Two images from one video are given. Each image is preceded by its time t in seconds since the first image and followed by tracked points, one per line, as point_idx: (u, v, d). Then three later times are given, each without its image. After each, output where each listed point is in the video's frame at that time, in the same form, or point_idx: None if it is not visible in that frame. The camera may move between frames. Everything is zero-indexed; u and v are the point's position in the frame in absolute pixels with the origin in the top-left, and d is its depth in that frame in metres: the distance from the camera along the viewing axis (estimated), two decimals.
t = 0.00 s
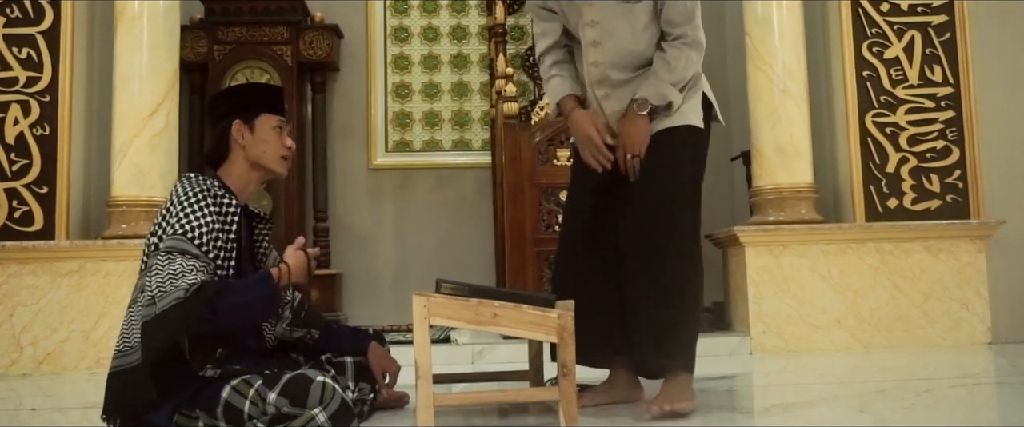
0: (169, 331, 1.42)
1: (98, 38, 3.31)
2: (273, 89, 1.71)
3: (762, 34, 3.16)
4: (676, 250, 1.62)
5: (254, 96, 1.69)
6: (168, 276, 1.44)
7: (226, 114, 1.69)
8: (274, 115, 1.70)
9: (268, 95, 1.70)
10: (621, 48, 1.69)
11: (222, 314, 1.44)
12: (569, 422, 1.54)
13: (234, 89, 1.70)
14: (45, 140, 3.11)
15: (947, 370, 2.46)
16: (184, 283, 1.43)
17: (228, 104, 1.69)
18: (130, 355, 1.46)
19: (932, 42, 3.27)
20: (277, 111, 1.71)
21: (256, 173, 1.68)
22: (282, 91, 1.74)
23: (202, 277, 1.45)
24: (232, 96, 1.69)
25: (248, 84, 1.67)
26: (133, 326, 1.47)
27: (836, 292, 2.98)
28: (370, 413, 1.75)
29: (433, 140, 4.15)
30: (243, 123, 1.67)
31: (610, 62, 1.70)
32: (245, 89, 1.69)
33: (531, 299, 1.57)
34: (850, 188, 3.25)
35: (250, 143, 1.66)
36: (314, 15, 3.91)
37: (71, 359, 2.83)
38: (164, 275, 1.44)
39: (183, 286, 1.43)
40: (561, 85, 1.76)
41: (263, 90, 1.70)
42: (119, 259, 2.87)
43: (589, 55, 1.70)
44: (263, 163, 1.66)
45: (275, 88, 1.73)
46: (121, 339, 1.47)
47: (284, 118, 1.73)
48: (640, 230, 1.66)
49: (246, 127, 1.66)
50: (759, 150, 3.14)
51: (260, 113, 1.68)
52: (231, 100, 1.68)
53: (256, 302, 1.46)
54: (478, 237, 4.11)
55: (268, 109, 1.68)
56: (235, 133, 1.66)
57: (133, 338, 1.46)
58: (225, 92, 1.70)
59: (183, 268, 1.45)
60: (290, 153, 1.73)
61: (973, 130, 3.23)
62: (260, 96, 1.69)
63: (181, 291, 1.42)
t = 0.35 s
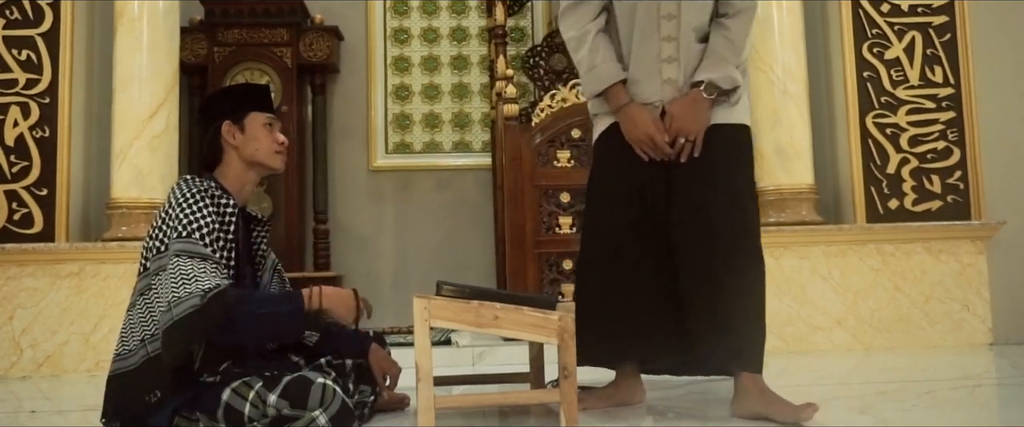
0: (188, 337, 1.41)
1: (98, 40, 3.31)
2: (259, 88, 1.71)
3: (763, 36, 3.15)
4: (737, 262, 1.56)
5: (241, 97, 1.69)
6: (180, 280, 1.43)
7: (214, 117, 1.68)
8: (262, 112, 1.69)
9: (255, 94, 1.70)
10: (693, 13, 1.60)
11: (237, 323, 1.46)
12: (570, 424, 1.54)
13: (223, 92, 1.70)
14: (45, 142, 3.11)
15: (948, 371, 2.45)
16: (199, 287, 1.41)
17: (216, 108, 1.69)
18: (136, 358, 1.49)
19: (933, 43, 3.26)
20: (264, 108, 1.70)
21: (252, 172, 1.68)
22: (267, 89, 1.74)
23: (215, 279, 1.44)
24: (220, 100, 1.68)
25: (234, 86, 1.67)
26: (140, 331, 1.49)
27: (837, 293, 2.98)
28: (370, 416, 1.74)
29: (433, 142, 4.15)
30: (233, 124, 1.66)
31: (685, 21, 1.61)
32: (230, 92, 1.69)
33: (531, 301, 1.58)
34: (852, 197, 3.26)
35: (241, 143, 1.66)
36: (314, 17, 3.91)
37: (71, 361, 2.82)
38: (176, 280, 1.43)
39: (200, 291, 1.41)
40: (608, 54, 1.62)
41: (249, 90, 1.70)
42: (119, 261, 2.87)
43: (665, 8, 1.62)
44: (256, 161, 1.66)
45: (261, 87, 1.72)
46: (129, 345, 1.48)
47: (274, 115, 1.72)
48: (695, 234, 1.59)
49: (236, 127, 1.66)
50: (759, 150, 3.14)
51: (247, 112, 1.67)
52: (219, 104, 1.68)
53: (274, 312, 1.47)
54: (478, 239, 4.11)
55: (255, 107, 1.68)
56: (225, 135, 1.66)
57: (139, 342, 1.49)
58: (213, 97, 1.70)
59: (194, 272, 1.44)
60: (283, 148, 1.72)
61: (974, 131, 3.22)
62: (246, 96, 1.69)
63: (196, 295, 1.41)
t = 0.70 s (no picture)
0: (206, 348, 1.42)
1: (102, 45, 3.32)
2: (258, 91, 1.71)
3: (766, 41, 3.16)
4: (804, 274, 1.49)
5: (238, 100, 1.68)
6: (192, 291, 1.44)
7: (212, 121, 1.68)
8: (262, 115, 1.69)
9: (255, 97, 1.70)
10: None
11: (248, 349, 1.46)
12: None
13: (223, 95, 1.70)
14: (49, 147, 3.11)
15: (953, 376, 2.44)
16: (213, 298, 1.43)
17: (216, 111, 1.69)
18: (140, 364, 1.50)
19: (936, 47, 3.25)
20: (263, 110, 1.70)
21: (252, 176, 1.69)
22: (266, 92, 1.73)
23: (228, 289, 1.46)
24: (220, 103, 1.69)
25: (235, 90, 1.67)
26: (146, 339, 1.50)
27: (840, 298, 2.97)
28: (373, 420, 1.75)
29: (436, 147, 4.15)
30: (232, 129, 1.66)
31: None
32: (228, 95, 1.69)
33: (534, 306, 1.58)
34: (856, 201, 3.21)
35: (240, 146, 1.66)
36: (317, 22, 3.92)
37: (74, 366, 2.82)
38: (188, 290, 1.44)
39: (215, 301, 1.42)
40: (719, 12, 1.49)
41: (248, 93, 1.70)
42: (123, 265, 2.87)
43: None
44: (256, 165, 1.66)
45: (262, 90, 1.72)
46: (133, 352, 1.49)
47: (274, 117, 1.72)
48: (778, 232, 1.49)
49: (236, 132, 1.66)
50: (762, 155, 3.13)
51: (247, 116, 1.67)
52: (217, 107, 1.68)
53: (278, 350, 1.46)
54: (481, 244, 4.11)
55: (254, 111, 1.68)
56: (225, 140, 1.66)
57: (144, 349, 1.50)
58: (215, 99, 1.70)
59: (206, 281, 1.45)
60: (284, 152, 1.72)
61: (977, 136, 3.22)
62: (246, 99, 1.69)
63: (213, 306, 1.42)
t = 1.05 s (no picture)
0: (215, 362, 1.43)
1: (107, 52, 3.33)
2: (268, 100, 1.71)
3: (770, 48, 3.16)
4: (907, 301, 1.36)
5: (248, 109, 1.69)
6: (203, 303, 1.45)
7: (225, 129, 1.70)
8: (272, 124, 1.69)
9: (265, 106, 1.71)
10: None
11: (253, 365, 1.45)
12: None
13: (234, 103, 1.71)
14: (54, 154, 3.12)
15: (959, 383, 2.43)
16: (224, 312, 1.43)
17: (228, 119, 1.70)
18: (146, 371, 1.51)
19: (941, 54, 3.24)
20: (273, 119, 1.71)
21: (259, 185, 1.69)
22: (276, 101, 1.74)
23: (239, 301, 1.46)
24: (231, 111, 1.70)
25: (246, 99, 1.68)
26: (153, 346, 1.51)
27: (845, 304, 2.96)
28: None
29: (441, 153, 4.16)
30: (242, 136, 1.67)
31: None
32: (239, 103, 1.70)
33: (538, 313, 1.57)
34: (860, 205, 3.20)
35: (248, 154, 1.66)
36: (321, 29, 3.93)
37: (80, 372, 2.83)
38: (198, 303, 1.44)
39: (226, 315, 1.43)
40: None
41: (258, 101, 1.70)
42: (128, 272, 2.88)
43: None
44: (262, 174, 1.66)
45: (271, 98, 1.73)
46: (140, 360, 1.50)
47: (283, 127, 1.72)
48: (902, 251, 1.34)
49: (244, 140, 1.67)
50: (768, 161, 3.13)
51: (256, 125, 1.68)
52: (228, 115, 1.70)
53: (283, 368, 1.47)
54: (485, 249, 4.11)
55: (264, 120, 1.68)
56: (234, 147, 1.67)
57: (151, 355, 1.51)
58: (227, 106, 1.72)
59: (215, 294, 1.45)
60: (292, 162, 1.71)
61: (982, 142, 3.20)
62: (255, 108, 1.69)
63: (225, 320, 1.43)
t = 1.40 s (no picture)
0: (216, 377, 1.42)
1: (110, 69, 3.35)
2: (271, 116, 1.71)
3: (771, 61, 3.16)
4: None
5: (250, 126, 1.69)
6: (204, 319, 1.44)
7: (227, 146, 1.71)
8: (273, 140, 1.69)
9: (267, 122, 1.70)
10: None
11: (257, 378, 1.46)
12: None
13: (239, 121, 1.71)
14: (56, 170, 3.13)
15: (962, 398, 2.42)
16: (225, 327, 1.42)
17: (231, 136, 1.71)
18: (146, 388, 1.49)
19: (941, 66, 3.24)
20: (274, 134, 1.70)
21: (262, 201, 1.69)
22: (279, 117, 1.74)
23: (240, 316, 1.45)
24: (233, 129, 1.70)
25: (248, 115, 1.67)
26: (153, 363, 1.49)
27: (849, 318, 2.95)
28: None
29: (442, 168, 4.16)
30: (243, 153, 1.67)
31: None
32: (241, 120, 1.71)
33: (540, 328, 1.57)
34: (862, 215, 3.20)
35: (250, 170, 1.66)
36: (323, 44, 3.95)
37: (81, 389, 2.82)
38: (200, 318, 1.44)
39: (227, 331, 1.42)
40: None
41: (259, 117, 1.70)
42: (130, 288, 2.88)
43: None
44: (264, 189, 1.66)
45: (274, 113, 1.72)
46: (139, 376, 1.49)
47: (286, 142, 1.72)
48: None
49: (246, 156, 1.67)
50: (770, 174, 3.13)
51: (257, 141, 1.67)
52: (230, 132, 1.70)
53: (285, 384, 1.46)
54: (488, 264, 4.11)
55: (264, 136, 1.68)
56: (236, 164, 1.67)
57: (151, 372, 1.50)
58: (230, 124, 1.72)
59: (217, 309, 1.45)
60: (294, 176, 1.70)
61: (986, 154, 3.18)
62: (257, 125, 1.69)
63: (226, 336, 1.42)
